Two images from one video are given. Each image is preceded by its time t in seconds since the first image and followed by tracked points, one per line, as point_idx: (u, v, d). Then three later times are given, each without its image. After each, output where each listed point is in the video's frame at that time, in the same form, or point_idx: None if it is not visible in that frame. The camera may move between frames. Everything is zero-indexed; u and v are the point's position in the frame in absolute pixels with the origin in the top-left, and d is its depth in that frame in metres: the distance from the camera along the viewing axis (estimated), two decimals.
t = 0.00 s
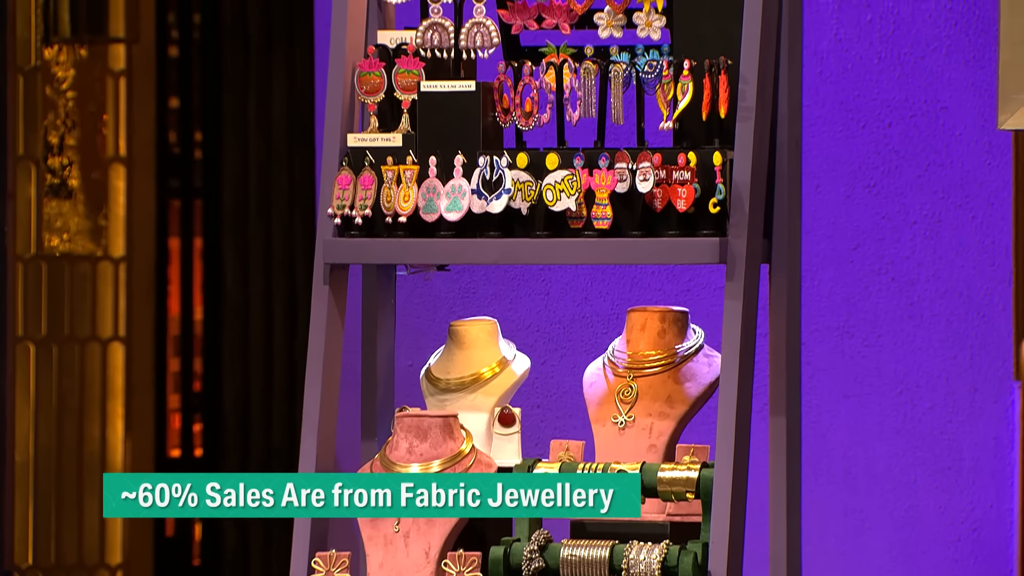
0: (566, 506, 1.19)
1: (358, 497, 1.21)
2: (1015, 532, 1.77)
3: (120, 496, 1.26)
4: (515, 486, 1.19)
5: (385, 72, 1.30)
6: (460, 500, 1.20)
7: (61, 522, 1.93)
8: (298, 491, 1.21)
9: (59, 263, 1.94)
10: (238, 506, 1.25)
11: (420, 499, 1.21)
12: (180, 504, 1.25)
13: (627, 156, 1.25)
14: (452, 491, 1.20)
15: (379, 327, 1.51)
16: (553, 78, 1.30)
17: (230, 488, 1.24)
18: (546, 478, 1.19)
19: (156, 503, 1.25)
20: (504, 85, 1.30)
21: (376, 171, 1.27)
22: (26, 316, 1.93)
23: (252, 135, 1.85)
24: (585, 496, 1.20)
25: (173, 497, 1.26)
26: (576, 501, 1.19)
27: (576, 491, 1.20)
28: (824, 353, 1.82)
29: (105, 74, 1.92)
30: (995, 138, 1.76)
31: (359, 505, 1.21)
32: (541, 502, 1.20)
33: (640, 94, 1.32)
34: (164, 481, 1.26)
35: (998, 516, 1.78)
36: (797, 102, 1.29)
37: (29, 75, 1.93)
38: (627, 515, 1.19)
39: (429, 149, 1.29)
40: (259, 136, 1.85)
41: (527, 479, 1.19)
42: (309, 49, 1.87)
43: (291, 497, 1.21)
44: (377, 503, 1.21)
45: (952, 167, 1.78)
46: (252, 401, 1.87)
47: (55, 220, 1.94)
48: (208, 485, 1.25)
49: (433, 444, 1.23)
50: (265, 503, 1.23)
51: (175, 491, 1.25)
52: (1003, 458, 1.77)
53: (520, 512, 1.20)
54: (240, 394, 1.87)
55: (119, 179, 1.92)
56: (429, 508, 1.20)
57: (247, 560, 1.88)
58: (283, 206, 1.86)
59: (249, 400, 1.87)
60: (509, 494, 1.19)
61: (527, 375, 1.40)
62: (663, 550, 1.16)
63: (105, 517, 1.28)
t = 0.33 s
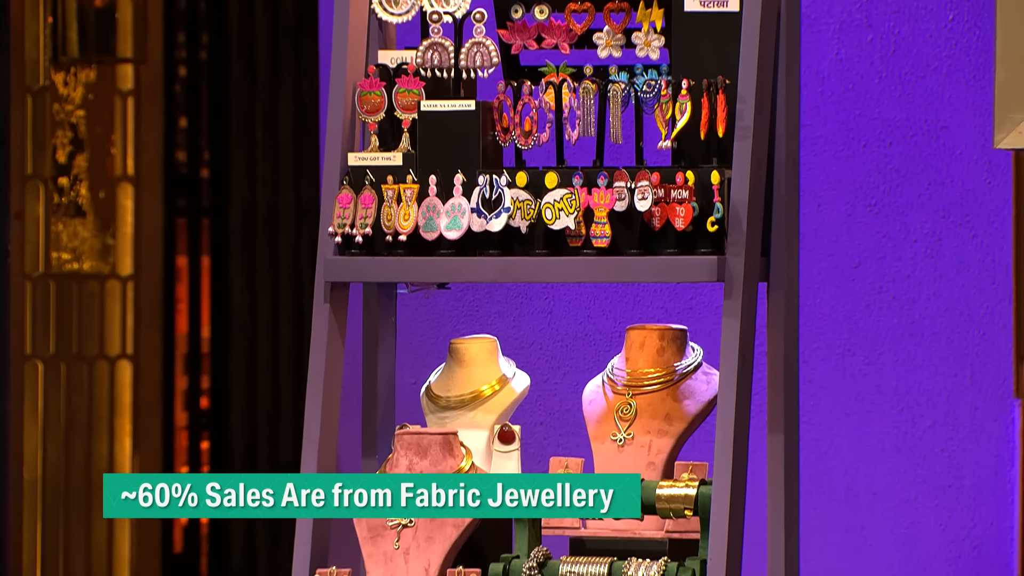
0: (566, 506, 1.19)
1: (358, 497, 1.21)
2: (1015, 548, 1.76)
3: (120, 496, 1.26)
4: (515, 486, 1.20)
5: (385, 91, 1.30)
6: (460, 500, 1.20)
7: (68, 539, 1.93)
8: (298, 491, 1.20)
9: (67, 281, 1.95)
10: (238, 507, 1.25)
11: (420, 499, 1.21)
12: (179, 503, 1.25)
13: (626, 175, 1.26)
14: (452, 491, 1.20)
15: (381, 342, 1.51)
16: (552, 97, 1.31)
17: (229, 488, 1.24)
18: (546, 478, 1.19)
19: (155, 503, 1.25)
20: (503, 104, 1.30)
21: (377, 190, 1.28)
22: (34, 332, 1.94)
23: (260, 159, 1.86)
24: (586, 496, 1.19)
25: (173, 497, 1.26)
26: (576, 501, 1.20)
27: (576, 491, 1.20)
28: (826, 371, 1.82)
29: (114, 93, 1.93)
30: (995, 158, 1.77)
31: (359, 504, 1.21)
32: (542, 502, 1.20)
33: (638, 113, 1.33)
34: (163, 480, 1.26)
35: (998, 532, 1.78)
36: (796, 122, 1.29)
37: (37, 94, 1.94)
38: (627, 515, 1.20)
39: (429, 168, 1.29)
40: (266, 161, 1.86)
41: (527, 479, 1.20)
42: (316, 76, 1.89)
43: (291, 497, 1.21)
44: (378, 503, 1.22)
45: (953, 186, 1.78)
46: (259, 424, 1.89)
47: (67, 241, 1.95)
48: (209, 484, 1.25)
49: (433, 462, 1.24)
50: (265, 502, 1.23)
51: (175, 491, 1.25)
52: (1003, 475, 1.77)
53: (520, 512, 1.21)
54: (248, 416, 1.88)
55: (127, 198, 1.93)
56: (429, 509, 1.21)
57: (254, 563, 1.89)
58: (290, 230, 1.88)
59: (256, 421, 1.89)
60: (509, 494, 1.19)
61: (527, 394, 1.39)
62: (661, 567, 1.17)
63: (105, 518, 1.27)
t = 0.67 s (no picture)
0: (566, 506, 1.23)
1: (358, 497, 1.24)
2: (1017, 567, 1.75)
3: (120, 496, 1.32)
4: (515, 486, 1.24)
5: (388, 111, 1.32)
6: (461, 500, 1.24)
7: (78, 560, 1.93)
8: (297, 490, 1.24)
9: (79, 301, 1.94)
10: (238, 506, 1.30)
11: (420, 499, 1.24)
12: (180, 503, 1.31)
13: (627, 195, 1.27)
14: (452, 491, 1.24)
15: (384, 361, 1.52)
16: (554, 117, 1.32)
17: (230, 488, 1.30)
18: (546, 478, 1.23)
19: (156, 502, 1.31)
20: (505, 124, 1.32)
21: (380, 210, 1.29)
22: (45, 350, 1.93)
23: (269, 178, 1.88)
24: (585, 496, 1.23)
25: (173, 497, 1.32)
26: (576, 501, 1.23)
27: (576, 491, 1.23)
28: (829, 389, 1.82)
29: (125, 113, 1.92)
30: (997, 177, 1.76)
31: (359, 504, 1.24)
32: (542, 502, 1.24)
33: (640, 133, 1.34)
34: (164, 481, 1.31)
35: (1001, 550, 1.76)
36: (796, 142, 1.30)
37: (48, 115, 1.94)
38: (627, 515, 1.22)
39: (431, 186, 1.31)
40: (275, 179, 1.89)
41: (527, 479, 1.24)
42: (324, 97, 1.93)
43: (291, 496, 1.24)
44: (378, 503, 1.25)
45: (955, 206, 1.78)
46: (267, 440, 1.91)
47: (79, 259, 1.94)
48: (209, 485, 1.31)
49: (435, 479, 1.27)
50: (265, 502, 1.28)
51: (175, 490, 1.31)
52: (1005, 493, 1.76)
53: (520, 512, 1.24)
54: (256, 432, 1.90)
55: (138, 218, 1.91)
56: (429, 508, 1.24)
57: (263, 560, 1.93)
58: (298, 249, 1.91)
59: (264, 434, 1.91)
60: (509, 494, 1.23)
61: (529, 412, 1.40)
62: None
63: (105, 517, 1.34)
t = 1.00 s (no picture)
0: (566, 506, 1.26)
1: (358, 497, 1.27)
2: None
3: (121, 497, 1.38)
4: (515, 487, 1.26)
5: (391, 134, 1.33)
6: (461, 500, 1.27)
7: None
8: (297, 491, 1.27)
9: (89, 322, 1.95)
10: (237, 506, 1.37)
11: (420, 499, 1.28)
12: (180, 503, 1.37)
13: (627, 217, 1.28)
14: (452, 491, 1.27)
15: (387, 382, 1.53)
16: (555, 139, 1.34)
17: (230, 488, 1.36)
18: (546, 478, 1.25)
19: (156, 502, 1.36)
20: (506, 147, 1.32)
21: (382, 232, 1.30)
22: (55, 369, 1.94)
23: (277, 195, 1.88)
24: (586, 496, 1.26)
25: (173, 497, 1.38)
26: (576, 502, 1.26)
27: (576, 492, 1.26)
28: (832, 410, 1.81)
29: (134, 135, 1.94)
30: (999, 200, 1.77)
31: (359, 504, 1.27)
32: (542, 503, 1.26)
33: (640, 155, 1.35)
34: (164, 481, 1.37)
35: (1003, 571, 1.77)
36: (796, 163, 1.31)
37: (57, 137, 1.94)
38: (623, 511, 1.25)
39: (433, 208, 1.31)
40: (284, 197, 1.89)
41: (527, 479, 1.26)
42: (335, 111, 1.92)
43: (291, 497, 1.28)
44: (378, 503, 1.28)
45: (958, 228, 1.78)
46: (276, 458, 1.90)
47: (89, 282, 1.95)
48: (209, 485, 1.38)
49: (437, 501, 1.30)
50: (264, 502, 1.35)
51: (175, 491, 1.37)
52: (1009, 514, 1.76)
53: (520, 512, 1.26)
54: (265, 449, 1.90)
55: (148, 240, 1.94)
56: (429, 508, 1.27)
57: (271, 559, 1.90)
58: (308, 265, 1.90)
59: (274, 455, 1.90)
60: (509, 494, 1.26)
61: (530, 433, 1.41)
62: None
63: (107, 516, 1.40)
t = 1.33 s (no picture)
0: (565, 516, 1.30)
1: (359, 500, 1.35)
2: None
3: (121, 496, 1.46)
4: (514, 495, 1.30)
5: (392, 158, 1.34)
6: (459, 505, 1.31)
7: None
8: (296, 491, 1.36)
9: (96, 345, 1.94)
10: (237, 506, 1.47)
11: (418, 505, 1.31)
12: (180, 502, 1.46)
13: (626, 240, 1.29)
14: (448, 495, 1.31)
15: (388, 407, 1.55)
16: (555, 163, 1.34)
17: (231, 488, 1.46)
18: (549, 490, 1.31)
19: (156, 501, 1.45)
20: (506, 170, 1.33)
21: (382, 255, 1.31)
22: (63, 393, 1.93)
23: (284, 224, 1.90)
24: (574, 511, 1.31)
25: (173, 497, 1.47)
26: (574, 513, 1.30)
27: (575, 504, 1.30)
28: (834, 433, 1.81)
29: (142, 160, 1.94)
30: (1000, 224, 1.77)
31: (359, 507, 1.35)
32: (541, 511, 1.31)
33: (639, 179, 1.35)
34: (164, 482, 1.46)
35: None
36: (794, 188, 1.31)
37: (66, 162, 1.94)
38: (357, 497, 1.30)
39: (433, 232, 1.31)
40: (291, 226, 1.90)
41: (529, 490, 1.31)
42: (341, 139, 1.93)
43: (290, 497, 1.38)
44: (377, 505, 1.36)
45: (959, 251, 1.78)
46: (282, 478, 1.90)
47: (97, 306, 1.94)
48: (209, 486, 1.47)
49: (436, 522, 1.28)
50: (263, 502, 1.46)
51: (175, 490, 1.46)
52: (1010, 536, 1.76)
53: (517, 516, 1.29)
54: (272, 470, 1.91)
55: (156, 263, 1.93)
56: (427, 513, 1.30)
57: (279, 559, 1.92)
58: (315, 293, 1.91)
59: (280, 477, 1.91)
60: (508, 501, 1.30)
61: (530, 456, 1.41)
62: None
63: (107, 515, 1.48)
